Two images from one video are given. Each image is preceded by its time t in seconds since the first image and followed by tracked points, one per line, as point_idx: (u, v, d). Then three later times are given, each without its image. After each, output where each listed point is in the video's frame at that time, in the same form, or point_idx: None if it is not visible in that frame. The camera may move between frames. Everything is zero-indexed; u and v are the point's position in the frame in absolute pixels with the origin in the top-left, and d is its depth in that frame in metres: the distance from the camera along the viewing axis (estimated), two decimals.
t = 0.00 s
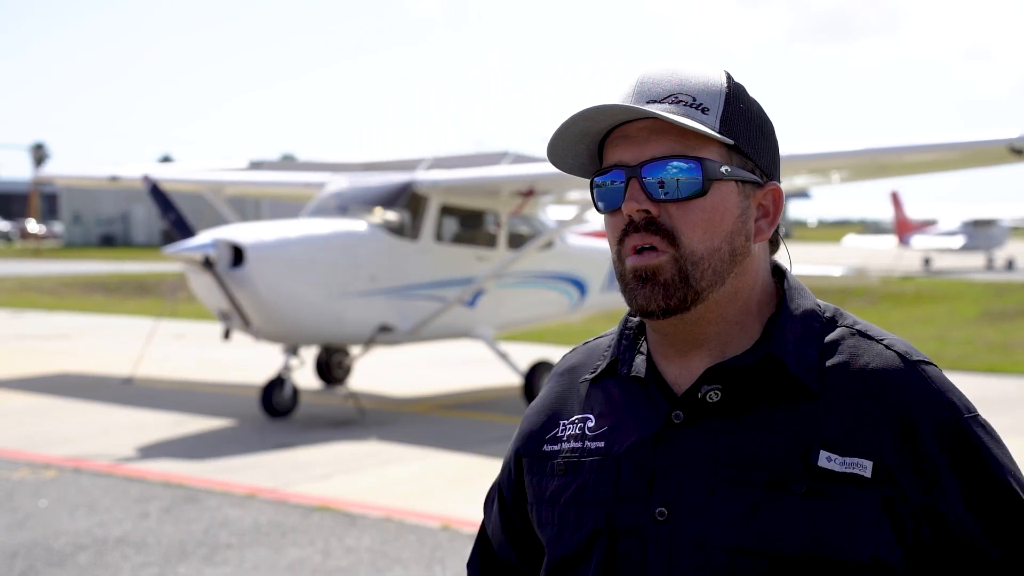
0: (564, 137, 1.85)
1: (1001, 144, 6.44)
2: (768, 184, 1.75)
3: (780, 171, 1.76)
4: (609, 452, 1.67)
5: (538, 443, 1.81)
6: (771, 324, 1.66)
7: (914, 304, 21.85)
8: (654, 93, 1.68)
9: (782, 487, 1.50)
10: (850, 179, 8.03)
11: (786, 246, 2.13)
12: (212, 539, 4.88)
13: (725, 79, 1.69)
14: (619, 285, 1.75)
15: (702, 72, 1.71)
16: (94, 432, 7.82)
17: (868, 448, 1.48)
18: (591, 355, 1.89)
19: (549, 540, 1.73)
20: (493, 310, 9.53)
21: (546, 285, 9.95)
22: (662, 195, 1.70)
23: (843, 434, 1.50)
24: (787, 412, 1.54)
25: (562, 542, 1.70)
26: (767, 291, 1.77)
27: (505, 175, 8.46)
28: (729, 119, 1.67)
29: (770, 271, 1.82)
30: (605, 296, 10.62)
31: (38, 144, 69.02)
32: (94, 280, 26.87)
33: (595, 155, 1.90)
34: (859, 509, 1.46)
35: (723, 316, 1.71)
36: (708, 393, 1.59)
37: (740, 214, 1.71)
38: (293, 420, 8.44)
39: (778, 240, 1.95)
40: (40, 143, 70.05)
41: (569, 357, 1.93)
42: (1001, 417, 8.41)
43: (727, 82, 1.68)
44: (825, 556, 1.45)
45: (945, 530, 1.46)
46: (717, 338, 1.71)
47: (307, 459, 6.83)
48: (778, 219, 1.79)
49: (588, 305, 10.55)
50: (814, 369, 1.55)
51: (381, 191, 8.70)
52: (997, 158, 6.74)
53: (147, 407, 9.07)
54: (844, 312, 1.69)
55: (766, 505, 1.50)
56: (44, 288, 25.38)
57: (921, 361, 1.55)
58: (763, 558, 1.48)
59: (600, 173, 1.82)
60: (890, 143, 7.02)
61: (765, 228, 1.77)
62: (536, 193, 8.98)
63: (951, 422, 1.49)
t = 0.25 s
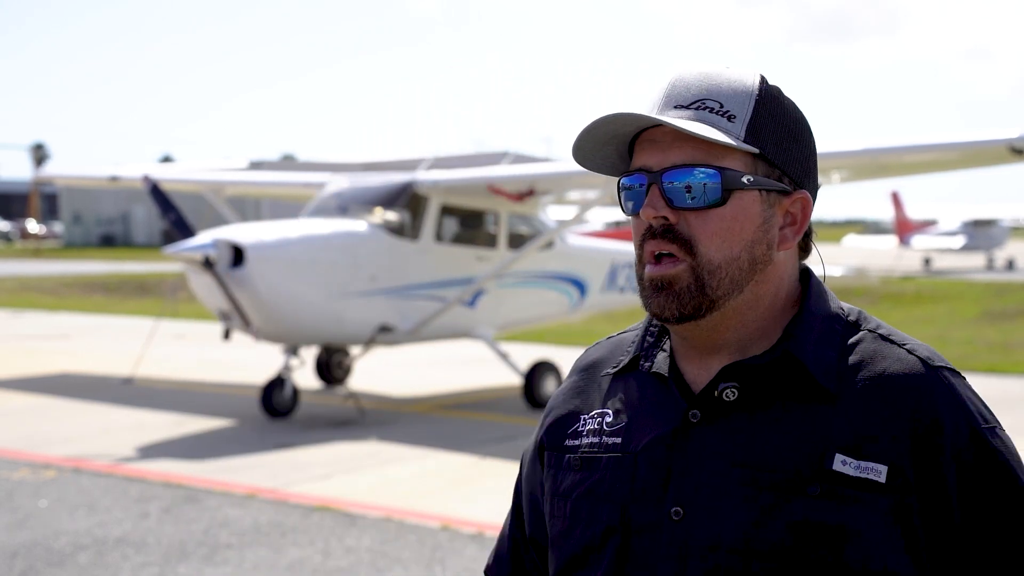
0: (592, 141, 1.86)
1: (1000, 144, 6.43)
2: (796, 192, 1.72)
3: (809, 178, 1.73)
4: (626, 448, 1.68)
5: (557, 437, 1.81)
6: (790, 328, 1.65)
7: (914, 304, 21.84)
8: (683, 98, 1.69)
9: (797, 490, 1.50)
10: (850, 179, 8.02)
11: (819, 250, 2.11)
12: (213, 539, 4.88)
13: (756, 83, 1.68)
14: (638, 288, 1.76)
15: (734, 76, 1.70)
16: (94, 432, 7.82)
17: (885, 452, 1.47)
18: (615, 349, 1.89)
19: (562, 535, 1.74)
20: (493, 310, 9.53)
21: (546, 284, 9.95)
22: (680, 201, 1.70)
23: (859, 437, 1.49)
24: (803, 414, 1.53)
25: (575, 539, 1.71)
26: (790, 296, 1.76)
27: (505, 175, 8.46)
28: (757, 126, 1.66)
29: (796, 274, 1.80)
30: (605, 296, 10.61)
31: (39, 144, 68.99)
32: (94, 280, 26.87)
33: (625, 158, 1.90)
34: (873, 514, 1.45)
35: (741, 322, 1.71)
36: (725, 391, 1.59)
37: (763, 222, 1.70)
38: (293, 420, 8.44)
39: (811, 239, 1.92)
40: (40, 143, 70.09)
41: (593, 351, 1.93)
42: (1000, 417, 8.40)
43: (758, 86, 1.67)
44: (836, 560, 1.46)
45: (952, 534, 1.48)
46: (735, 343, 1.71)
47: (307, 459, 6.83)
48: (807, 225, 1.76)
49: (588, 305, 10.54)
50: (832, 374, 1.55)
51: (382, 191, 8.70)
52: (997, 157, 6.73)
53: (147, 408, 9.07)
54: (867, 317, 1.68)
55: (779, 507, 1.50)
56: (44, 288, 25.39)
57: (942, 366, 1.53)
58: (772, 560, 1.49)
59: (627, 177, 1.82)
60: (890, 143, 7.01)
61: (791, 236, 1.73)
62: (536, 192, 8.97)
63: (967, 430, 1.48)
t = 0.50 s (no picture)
0: (618, 144, 1.86)
1: (1000, 144, 6.42)
2: (821, 200, 1.70)
3: (835, 186, 1.71)
4: (637, 441, 1.70)
5: (572, 425, 1.83)
6: (807, 337, 1.65)
7: (914, 304, 21.83)
8: (707, 105, 1.68)
9: (802, 493, 1.51)
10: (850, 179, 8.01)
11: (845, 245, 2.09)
12: (213, 539, 4.88)
13: (784, 87, 1.65)
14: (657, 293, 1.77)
15: (761, 77, 1.67)
16: (94, 432, 7.82)
17: (893, 460, 1.47)
18: (635, 342, 1.90)
19: (571, 522, 1.77)
20: (493, 310, 9.53)
21: (547, 284, 9.94)
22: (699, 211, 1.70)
23: (869, 443, 1.49)
24: (814, 418, 1.54)
25: (582, 527, 1.73)
26: (812, 301, 1.75)
27: (505, 175, 8.45)
28: (782, 134, 1.64)
29: (820, 276, 1.79)
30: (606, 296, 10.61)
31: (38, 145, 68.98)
32: (94, 280, 26.88)
33: (654, 155, 1.89)
34: (875, 520, 1.46)
35: (759, 329, 1.71)
36: (738, 392, 1.60)
37: (783, 232, 1.69)
38: (293, 420, 8.44)
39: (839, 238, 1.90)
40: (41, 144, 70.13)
41: (614, 344, 1.94)
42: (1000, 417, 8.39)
43: (785, 92, 1.64)
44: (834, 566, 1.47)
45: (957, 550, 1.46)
46: (752, 348, 1.72)
47: (307, 460, 6.83)
48: (832, 232, 1.74)
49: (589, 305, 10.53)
50: (847, 380, 1.54)
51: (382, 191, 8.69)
52: (997, 157, 6.72)
53: (148, 407, 9.07)
54: (889, 323, 1.67)
55: (784, 509, 1.51)
56: (44, 288, 25.41)
57: (961, 379, 1.52)
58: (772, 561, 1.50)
59: (651, 179, 1.82)
60: (889, 143, 7.00)
61: (813, 243, 1.72)
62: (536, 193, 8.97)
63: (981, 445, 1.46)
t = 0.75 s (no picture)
0: (633, 139, 1.86)
1: (1000, 144, 6.42)
2: (834, 200, 1.70)
3: (850, 188, 1.71)
4: (640, 434, 1.70)
5: (577, 418, 1.83)
6: (814, 335, 1.65)
7: (914, 304, 21.83)
8: (724, 102, 1.69)
9: (804, 489, 1.51)
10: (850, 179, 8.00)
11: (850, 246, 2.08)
12: (213, 539, 4.88)
13: (801, 87, 1.66)
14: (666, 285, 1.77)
15: (778, 77, 1.68)
16: (93, 432, 7.82)
17: (895, 460, 1.47)
18: (642, 338, 1.90)
19: (572, 513, 1.77)
20: (493, 310, 9.53)
21: (548, 285, 9.94)
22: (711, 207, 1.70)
23: (873, 440, 1.49)
24: (818, 414, 1.54)
25: (582, 517, 1.74)
26: (820, 301, 1.74)
27: (505, 176, 8.45)
28: (797, 135, 1.64)
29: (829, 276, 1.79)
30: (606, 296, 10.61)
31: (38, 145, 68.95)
32: (94, 280, 26.87)
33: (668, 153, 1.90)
34: (875, 518, 1.46)
35: (766, 325, 1.71)
36: (742, 387, 1.60)
37: (795, 231, 1.69)
38: (293, 420, 8.44)
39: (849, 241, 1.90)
40: (40, 144, 70.08)
41: (619, 339, 1.95)
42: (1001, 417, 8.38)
43: (802, 92, 1.65)
44: (832, 562, 1.47)
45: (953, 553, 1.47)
46: (757, 344, 1.72)
47: (307, 460, 6.83)
48: (843, 233, 1.74)
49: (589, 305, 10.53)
50: (853, 378, 1.54)
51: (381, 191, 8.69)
52: (997, 157, 6.72)
53: (147, 407, 9.07)
54: (897, 326, 1.67)
55: (784, 504, 1.51)
56: (44, 287, 25.42)
57: (966, 383, 1.52)
58: (771, 555, 1.50)
59: (665, 175, 1.82)
60: (889, 143, 7.00)
61: (825, 243, 1.71)
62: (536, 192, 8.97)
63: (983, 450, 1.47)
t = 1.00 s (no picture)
0: (630, 136, 1.86)
1: (1001, 144, 6.42)
2: (831, 196, 1.71)
3: (846, 184, 1.72)
4: (639, 432, 1.70)
5: (574, 418, 1.83)
6: (812, 332, 1.66)
7: (914, 304, 21.83)
8: (721, 98, 1.68)
9: (805, 485, 1.51)
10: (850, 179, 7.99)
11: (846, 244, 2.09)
12: (213, 539, 4.88)
13: (797, 83, 1.66)
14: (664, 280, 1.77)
15: (774, 74, 1.68)
16: (93, 432, 7.82)
17: (897, 456, 1.48)
18: (639, 339, 1.90)
19: (570, 513, 1.77)
20: (493, 310, 9.53)
21: (547, 285, 9.94)
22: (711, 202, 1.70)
23: (873, 436, 1.50)
24: (819, 410, 1.54)
25: (581, 516, 1.73)
26: (819, 299, 1.75)
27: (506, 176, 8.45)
28: (795, 130, 1.65)
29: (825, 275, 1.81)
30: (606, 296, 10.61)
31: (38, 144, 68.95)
32: (94, 280, 26.86)
33: (664, 151, 1.90)
34: (877, 513, 1.46)
35: (765, 320, 1.71)
36: (743, 384, 1.61)
37: (795, 226, 1.70)
38: (293, 420, 8.44)
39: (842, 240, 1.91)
40: (40, 144, 70.06)
41: (615, 342, 1.95)
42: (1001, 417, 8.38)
43: (798, 88, 1.65)
44: (835, 558, 1.47)
45: (955, 547, 1.47)
46: (757, 340, 1.72)
47: (307, 459, 6.83)
48: (839, 230, 1.76)
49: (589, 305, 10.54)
50: (855, 375, 1.55)
51: (381, 191, 8.69)
52: (997, 157, 6.72)
53: (147, 407, 9.07)
54: (894, 324, 1.68)
55: (785, 500, 1.52)
56: (44, 288, 25.41)
57: (965, 380, 1.53)
58: (774, 552, 1.50)
59: (662, 172, 1.82)
60: (889, 143, 7.00)
61: (822, 238, 1.73)
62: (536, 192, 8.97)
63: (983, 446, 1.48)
